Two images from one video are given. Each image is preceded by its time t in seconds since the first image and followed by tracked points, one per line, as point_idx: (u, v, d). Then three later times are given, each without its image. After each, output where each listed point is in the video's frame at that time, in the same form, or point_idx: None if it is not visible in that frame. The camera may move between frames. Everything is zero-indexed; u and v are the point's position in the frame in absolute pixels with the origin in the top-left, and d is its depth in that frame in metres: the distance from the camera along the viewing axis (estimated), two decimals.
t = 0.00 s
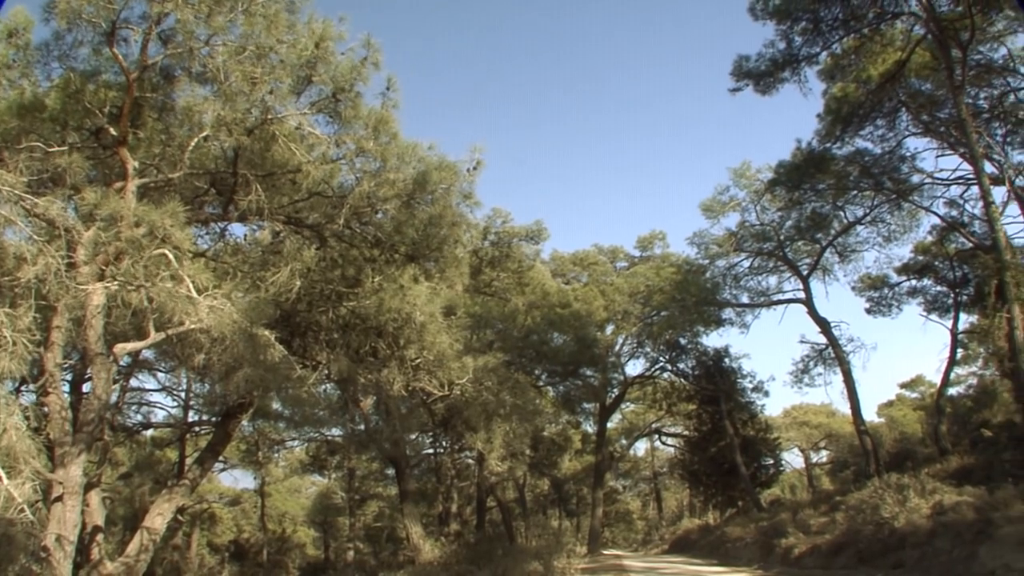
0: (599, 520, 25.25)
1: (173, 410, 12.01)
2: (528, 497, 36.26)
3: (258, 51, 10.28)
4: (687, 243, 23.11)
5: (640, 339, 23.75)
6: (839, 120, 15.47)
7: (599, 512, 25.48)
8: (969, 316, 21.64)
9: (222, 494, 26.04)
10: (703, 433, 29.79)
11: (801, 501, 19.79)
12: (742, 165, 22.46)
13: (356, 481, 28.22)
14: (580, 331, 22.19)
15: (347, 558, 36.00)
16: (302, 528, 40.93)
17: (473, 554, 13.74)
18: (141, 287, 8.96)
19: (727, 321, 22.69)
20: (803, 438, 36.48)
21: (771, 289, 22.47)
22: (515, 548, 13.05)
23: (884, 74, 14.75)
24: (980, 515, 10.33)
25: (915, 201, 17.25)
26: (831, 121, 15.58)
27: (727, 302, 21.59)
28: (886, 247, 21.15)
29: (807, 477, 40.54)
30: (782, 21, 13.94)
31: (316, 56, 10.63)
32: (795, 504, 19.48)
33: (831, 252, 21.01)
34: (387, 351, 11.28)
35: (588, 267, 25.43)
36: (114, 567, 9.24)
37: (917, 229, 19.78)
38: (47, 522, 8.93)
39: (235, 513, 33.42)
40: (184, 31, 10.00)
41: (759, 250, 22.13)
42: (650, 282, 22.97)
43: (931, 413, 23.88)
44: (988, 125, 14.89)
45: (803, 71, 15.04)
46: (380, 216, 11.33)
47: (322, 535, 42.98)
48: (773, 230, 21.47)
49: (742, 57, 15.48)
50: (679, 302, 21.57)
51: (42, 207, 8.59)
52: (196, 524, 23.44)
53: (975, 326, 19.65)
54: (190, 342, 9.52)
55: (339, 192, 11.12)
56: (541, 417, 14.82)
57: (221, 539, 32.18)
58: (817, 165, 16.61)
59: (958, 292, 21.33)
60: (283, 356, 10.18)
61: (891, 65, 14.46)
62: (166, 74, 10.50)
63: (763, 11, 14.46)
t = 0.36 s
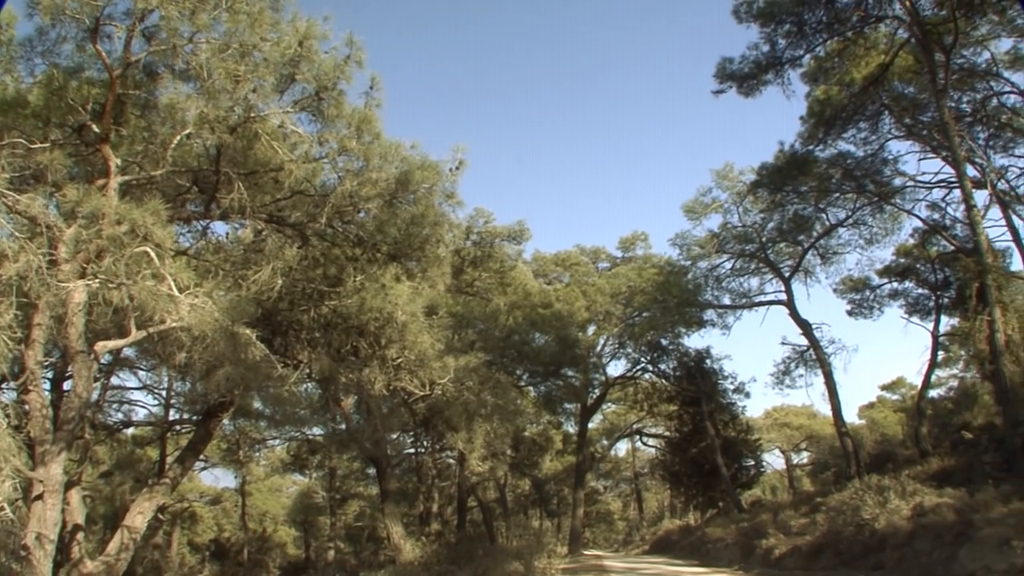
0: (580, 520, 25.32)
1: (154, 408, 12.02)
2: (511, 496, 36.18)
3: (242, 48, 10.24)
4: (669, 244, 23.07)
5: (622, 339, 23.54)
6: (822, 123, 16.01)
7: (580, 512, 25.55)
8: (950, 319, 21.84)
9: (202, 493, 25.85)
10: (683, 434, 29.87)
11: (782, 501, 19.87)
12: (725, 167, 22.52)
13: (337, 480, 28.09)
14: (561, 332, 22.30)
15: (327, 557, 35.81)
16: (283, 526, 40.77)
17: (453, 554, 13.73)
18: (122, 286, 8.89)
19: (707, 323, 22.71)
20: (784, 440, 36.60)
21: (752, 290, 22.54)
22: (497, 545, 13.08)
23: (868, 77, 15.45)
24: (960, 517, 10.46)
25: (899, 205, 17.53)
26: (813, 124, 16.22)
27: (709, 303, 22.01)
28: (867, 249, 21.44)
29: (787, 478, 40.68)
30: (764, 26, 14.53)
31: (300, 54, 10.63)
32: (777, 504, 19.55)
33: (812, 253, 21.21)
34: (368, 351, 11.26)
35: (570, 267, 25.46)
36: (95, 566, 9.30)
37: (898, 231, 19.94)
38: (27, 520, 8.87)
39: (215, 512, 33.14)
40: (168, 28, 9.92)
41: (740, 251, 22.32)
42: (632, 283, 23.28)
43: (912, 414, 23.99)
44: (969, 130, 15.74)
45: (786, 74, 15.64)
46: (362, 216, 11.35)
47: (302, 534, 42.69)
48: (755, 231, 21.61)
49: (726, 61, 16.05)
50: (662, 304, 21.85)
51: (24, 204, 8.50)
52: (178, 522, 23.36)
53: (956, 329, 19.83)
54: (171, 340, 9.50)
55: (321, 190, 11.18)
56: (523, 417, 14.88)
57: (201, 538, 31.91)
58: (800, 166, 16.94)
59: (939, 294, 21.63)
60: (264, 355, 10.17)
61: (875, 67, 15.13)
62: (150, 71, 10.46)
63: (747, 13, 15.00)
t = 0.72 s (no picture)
0: (559, 520, 25.39)
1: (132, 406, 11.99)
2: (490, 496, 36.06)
3: (223, 45, 10.32)
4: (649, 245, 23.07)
5: (601, 340, 23.80)
6: (802, 124, 16.33)
7: (559, 512, 25.63)
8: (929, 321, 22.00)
9: (181, 492, 25.69)
10: (662, 434, 29.87)
11: (760, 502, 19.96)
12: (705, 169, 22.59)
13: (316, 479, 27.95)
14: (540, 331, 22.34)
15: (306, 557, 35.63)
16: (260, 526, 40.44)
17: (432, 554, 13.63)
18: (101, 283, 8.67)
19: (686, 324, 22.75)
20: (763, 440, 36.74)
21: (731, 291, 22.59)
22: (478, 545, 13.10)
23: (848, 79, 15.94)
24: (938, 518, 10.70)
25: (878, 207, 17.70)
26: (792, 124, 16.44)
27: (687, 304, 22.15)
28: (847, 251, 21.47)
29: (766, 479, 40.81)
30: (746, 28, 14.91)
31: (281, 52, 10.65)
32: (755, 505, 19.63)
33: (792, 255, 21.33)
34: (348, 350, 11.29)
35: (550, 268, 25.56)
36: (74, 565, 9.23)
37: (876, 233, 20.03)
38: (5, 519, 8.77)
39: (194, 511, 32.87)
40: (149, 25, 9.89)
41: (720, 253, 22.29)
42: (611, 283, 23.18)
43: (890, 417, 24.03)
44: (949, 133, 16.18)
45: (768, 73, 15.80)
46: (341, 214, 11.36)
47: (280, 534, 42.41)
48: (735, 233, 21.76)
49: (708, 61, 16.40)
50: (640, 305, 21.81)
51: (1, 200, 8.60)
52: (155, 521, 23.18)
53: (935, 330, 20.07)
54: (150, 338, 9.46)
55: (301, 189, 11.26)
56: (501, 417, 14.93)
57: (179, 537, 31.61)
58: (780, 167, 16.89)
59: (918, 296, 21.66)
60: (243, 353, 10.21)
61: (855, 70, 15.70)
62: (131, 67, 10.42)
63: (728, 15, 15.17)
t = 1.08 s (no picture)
0: (537, 520, 25.87)
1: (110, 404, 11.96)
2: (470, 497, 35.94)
3: (204, 43, 10.30)
4: (629, 246, 22.97)
5: (581, 340, 23.64)
6: (782, 127, 16.72)
7: (537, 512, 25.95)
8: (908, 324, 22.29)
9: (160, 490, 25.57)
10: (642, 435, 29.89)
11: (739, 502, 20.21)
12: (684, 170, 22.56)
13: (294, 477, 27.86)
14: (518, 332, 22.07)
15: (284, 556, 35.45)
16: (239, 524, 40.18)
17: (409, 553, 13.52)
18: (81, 281, 8.75)
19: (665, 325, 22.72)
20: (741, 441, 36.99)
21: (709, 293, 22.63)
22: (456, 546, 13.16)
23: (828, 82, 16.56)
24: (916, 519, 11.10)
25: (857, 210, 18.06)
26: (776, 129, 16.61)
27: (666, 305, 22.61)
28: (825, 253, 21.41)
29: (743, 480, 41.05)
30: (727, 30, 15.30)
31: (261, 49, 10.76)
32: (734, 505, 19.86)
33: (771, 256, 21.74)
34: (326, 349, 11.50)
35: (529, 268, 25.27)
36: (51, 564, 9.33)
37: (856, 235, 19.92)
38: None
39: (171, 509, 32.62)
40: (129, 21, 9.93)
41: (699, 254, 22.53)
42: (590, 284, 23.46)
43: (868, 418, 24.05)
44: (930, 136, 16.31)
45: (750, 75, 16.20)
46: (321, 213, 11.61)
47: (257, 533, 42.19)
48: (714, 234, 21.88)
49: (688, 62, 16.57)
50: (619, 305, 22.35)
51: None
52: (132, 520, 22.99)
53: (912, 334, 20.37)
54: (128, 336, 9.36)
55: (280, 188, 11.38)
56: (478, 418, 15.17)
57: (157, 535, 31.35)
58: (761, 171, 17.13)
59: (896, 298, 21.84)
60: (221, 352, 10.17)
61: (835, 73, 16.18)
62: (111, 64, 10.33)
63: (710, 18, 15.60)
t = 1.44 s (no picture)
0: (514, 520, 27.60)
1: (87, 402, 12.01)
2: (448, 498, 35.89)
3: (183, 40, 10.31)
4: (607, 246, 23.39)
5: (558, 340, 24.01)
6: (761, 128, 17.06)
7: (514, 512, 26.86)
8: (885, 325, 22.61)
9: (137, 489, 25.49)
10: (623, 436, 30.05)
11: (715, 502, 20.47)
12: (663, 170, 22.87)
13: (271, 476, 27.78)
14: (496, 332, 22.37)
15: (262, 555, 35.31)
16: (216, 523, 39.95)
17: (387, 552, 13.71)
18: (58, 278, 8.60)
19: (642, 326, 22.83)
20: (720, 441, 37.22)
21: (688, 294, 22.82)
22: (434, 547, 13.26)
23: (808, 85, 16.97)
24: (892, 521, 11.31)
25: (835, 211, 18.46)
26: (756, 131, 17.23)
27: (645, 305, 23.00)
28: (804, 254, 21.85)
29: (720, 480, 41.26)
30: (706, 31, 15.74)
31: (241, 47, 10.81)
32: (710, 505, 20.12)
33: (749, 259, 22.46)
34: (303, 348, 11.70)
35: (506, 268, 25.01)
36: (28, 562, 9.29)
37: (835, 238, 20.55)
38: None
39: (148, 508, 32.45)
40: (110, 17, 9.94)
41: (678, 255, 22.98)
42: (569, 284, 23.54)
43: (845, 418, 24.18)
44: (909, 139, 16.81)
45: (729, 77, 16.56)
46: (299, 212, 11.75)
47: (234, 532, 41.94)
48: (692, 235, 22.29)
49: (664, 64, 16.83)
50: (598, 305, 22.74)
51: None
52: (111, 518, 22.97)
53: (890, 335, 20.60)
54: (105, 334, 9.30)
55: (259, 185, 11.49)
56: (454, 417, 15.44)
57: (134, 534, 31.15)
58: (738, 172, 17.45)
59: (874, 300, 22.18)
60: (199, 350, 10.21)
61: (816, 75, 16.66)
62: (90, 60, 10.26)
63: (690, 20, 16.26)
